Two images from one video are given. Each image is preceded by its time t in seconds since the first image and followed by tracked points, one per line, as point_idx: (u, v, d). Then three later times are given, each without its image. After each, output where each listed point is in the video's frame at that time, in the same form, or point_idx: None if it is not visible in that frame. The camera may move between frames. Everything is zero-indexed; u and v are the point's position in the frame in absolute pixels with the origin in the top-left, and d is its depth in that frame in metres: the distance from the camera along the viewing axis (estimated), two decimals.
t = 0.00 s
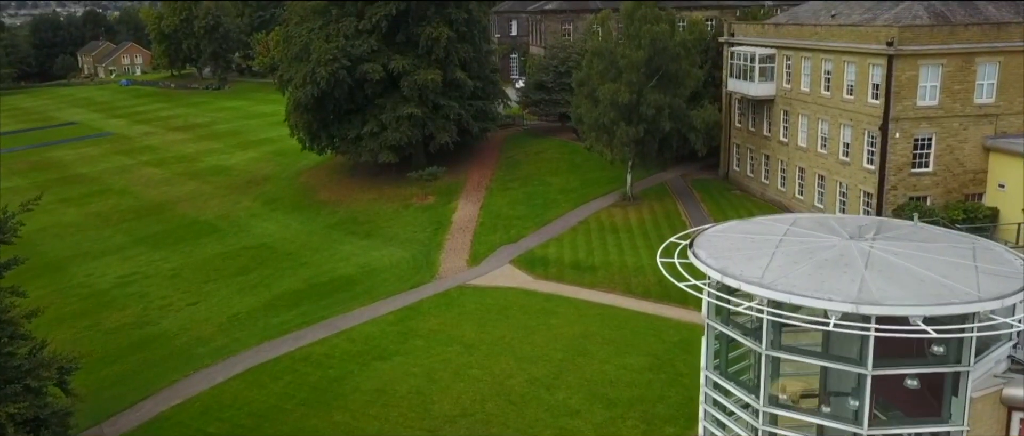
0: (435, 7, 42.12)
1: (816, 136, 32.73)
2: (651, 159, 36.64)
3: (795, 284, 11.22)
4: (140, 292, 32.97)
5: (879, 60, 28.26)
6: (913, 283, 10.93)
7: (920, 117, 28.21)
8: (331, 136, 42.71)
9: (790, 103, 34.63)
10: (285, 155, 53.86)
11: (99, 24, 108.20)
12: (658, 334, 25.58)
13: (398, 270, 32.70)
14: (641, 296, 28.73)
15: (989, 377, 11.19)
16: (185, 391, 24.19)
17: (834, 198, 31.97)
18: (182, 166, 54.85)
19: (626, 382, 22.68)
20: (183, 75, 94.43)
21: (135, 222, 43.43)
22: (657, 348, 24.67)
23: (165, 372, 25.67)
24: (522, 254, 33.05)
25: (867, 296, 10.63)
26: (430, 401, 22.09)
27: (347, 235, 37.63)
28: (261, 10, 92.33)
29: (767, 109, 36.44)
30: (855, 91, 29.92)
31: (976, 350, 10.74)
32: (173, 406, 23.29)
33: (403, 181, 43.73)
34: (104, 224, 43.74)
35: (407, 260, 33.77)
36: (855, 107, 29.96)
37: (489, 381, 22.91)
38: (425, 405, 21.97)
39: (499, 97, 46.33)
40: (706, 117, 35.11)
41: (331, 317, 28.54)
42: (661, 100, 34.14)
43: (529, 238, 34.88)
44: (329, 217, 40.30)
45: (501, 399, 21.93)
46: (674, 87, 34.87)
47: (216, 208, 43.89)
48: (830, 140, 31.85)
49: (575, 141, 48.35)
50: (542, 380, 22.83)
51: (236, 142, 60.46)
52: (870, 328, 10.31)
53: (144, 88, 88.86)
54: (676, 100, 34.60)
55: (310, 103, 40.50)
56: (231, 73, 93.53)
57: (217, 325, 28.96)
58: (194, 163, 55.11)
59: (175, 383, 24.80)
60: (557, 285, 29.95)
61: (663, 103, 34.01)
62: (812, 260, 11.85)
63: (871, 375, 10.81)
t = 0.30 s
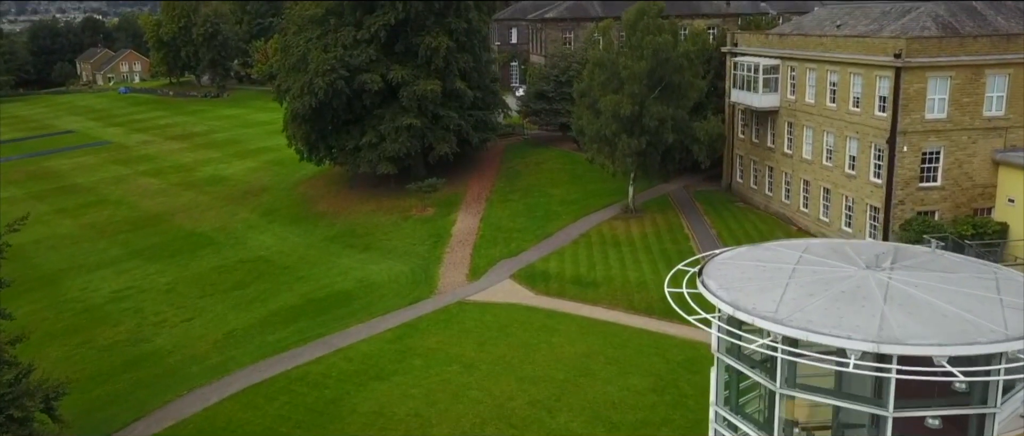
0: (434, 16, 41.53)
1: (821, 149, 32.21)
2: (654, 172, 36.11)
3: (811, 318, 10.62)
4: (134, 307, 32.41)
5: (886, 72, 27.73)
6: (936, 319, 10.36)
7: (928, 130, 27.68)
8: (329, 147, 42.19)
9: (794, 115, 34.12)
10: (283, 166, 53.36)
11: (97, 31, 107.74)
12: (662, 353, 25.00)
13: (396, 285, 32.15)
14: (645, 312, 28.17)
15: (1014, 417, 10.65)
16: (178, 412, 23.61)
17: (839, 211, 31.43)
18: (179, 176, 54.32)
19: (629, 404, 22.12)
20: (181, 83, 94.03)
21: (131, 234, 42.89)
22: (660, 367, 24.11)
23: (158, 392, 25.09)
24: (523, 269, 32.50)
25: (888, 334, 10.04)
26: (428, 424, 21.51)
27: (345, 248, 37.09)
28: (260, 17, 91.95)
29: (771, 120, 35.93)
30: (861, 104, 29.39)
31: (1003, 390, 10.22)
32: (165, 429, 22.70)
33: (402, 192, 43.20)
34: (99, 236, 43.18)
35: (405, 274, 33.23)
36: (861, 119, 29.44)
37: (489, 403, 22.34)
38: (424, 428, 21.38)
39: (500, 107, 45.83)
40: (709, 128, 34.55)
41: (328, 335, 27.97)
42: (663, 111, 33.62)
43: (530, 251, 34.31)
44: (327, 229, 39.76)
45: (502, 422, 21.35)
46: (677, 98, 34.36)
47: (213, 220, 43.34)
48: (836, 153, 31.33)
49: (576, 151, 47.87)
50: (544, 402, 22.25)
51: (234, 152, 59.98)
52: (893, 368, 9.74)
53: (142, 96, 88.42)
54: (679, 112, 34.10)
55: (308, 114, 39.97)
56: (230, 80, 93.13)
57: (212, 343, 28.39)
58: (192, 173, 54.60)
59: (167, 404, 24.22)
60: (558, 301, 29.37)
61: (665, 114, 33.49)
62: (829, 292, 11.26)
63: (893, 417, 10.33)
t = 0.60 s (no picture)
0: (433, 26, 40.98)
1: (826, 162, 31.70)
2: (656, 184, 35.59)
3: (829, 358, 10.07)
4: (128, 323, 31.87)
5: (894, 84, 27.24)
6: (961, 360, 9.81)
7: (937, 144, 27.16)
8: (327, 158, 41.68)
9: (799, 126, 33.61)
10: (281, 176, 52.85)
11: (96, 38, 107.52)
12: (666, 372, 24.44)
13: (394, 300, 31.60)
14: (648, 329, 27.61)
15: None
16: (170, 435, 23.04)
17: (845, 225, 30.90)
18: (176, 186, 53.81)
19: (633, 426, 21.57)
20: (180, 90, 93.67)
21: (126, 246, 42.36)
22: (664, 388, 23.56)
23: (150, 413, 24.53)
24: (524, 283, 31.95)
25: (911, 376, 9.50)
26: None
27: (343, 261, 36.55)
28: (259, 25, 91.59)
29: (775, 132, 35.42)
30: (868, 116, 28.87)
31: None
32: None
33: (401, 204, 42.68)
34: (95, 248, 42.67)
35: (404, 289, 32.67)
36: (868, 132, 28.91)
37: (489, 426, 21.79)
38: None
39: (500, 117, 45.35)
40: (712, 141, 34.04)
41: (325, 353, 27.41)
42: (666, 123, 33.11)
43: (530, 266, 33.75)
44: (325, 242, 39.22)
45: None
46: (679, 109, 33.85)
47: (210, 232, 42.82)
48: (842, 166, 30.80)
49: (577, 161, 47.38)
50: (545, 425, 21.70)
51: (232, 161, 59.51)
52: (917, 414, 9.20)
53: (140, 103, 88.02)
54: (682, 124, 33.60)
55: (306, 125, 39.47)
56: (229, 87, 92.72)
57: (207, 361, 27.83)
58: (189, 183, 54.11)
59: (159, 426, 23.66)
60: (559, 318, 28.81)
61: (668, 126, 32.99)
62: (846, 328, 10.72)
63: None
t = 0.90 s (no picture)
0: (433, 36, 40.43)
1: (831, 175, 31.18)
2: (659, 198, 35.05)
3: (849, 400, 9.54)
4: (122, 339, 31.32)
5: (901, 97, 26.73)
6: (990, 404, 9.28)
7: (946, 158, 26.65)
8: (325, 169, 41.17)
9: (803, 139, 33.11)
10: (279, 186, 52.37)
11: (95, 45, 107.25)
12: (671, 393, 23.85)
13: (393, 316, 31.05)
14: (651, 347, 27.04)
15: None
16: None
17: (851, 239, 30.37)
18: (173, 197, 53.36)
19: None
20: (179, 98, 93.37)
21: (122, 259, 41.85)
22: (669, 408, 23.01)
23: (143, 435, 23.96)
24: (524, 298, 31.41)
25: (937, 423, 8.97)
26: None
27: (341, 275, 36.01)
28: (258, 32, 91.22)
29: (779, 144, 34.91)
30: (874, 129, 28.36)
31: None
32: None
33: (400, 216, 42.15)
34: (90, 260, 42.15)
35: (403, 304, 32.13)
36: (875, 145, 28.39)
37: None
38: None
39: (500, 127, 44.87)
40: (716, 153, 33.54)
41: (321, 371, 26.83)
42: (669, 135, 32.62)
43: (531, 280, 33.18)
44: (322, 254, 38.70)
45: None
46: (682, 121, 33.34)
47: (206, 244, 42.28)
48: (847, 179, 30.27)
49: (578, 172, 46.90)
50: None
51: (230, 170, 59.05)
52: None
53: (139, 111, 87.58)
54: (684, 136, 33.11)
55: (303, 136, 38.98)
56: (227, 95, 92.27)
57: (201, 379, 27.26)
58: (186, 193, 53.60)
59: None
60: (560, 335, 28.26)
61: (671, 138, 32.47)
62: (867, 367, 10.19)
63: None
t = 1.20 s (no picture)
0: (432, 46, 39.91)
1: (837, 188, 30.67)
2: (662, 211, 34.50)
3: None
4: (116, 355, 30.82)
5: (909, 110, 26.23)
6: None
7: (955, 173, 26.10)
8: (324, 181, 40.67)
9: (808, 151, 32.59)
10: (277, 196, 51.85)
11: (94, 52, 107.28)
12: (676, 415, 23.26)
13: (392, 332, 30.51)
14: (655, 366, 26.47)
15: None
16: None
17: (857, 254, 29.84)
18: (170, 207, 52.85)
19: None
20: (177, 106, 92.96)
21: (118, 271, 41.33)
22: (674, 431, 22.43)
23: None
24: (525, 314, 30.85)
25: None
26: None
27: (338, 289, 35.46)
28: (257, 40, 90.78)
29: (783, 156, 34.38)
30: (881, 143, 27.84)
31: None
32: None
33: (399, 228, 41.62)
34: (85, 273, 41.62)
35: (401, 320, 31.58)
36: (882, 159, 27.86)
37: None
38: None
39: (500, 138, 44.39)
40: (720, 166, 33.01)
41: (317, 391, 26.28)
42: (672, 148, 32.10)
43: (531, 295, 32.60)
44: (320, 268, 38.16)
45: None
46: (685, 133, 32.82)
47: (203, 256, 41.75)
48: (853, 193, 29.74)
49: (579, 183, 46.38)
50: None
51: (228, 180, 58.54)
52: None
53: (137, 119, 87.19)
54: (687, 149, 32.59)
55: (301, 147, 38.51)
56: (226, 102, 91.87)
57: (195, 398, 26.73)
58: (184, 204, 53.11)
59: None
60: (562, 353, 27.69)
61: (673, 151, 31.94)
62: (890, 412, 10.62)
63: None
